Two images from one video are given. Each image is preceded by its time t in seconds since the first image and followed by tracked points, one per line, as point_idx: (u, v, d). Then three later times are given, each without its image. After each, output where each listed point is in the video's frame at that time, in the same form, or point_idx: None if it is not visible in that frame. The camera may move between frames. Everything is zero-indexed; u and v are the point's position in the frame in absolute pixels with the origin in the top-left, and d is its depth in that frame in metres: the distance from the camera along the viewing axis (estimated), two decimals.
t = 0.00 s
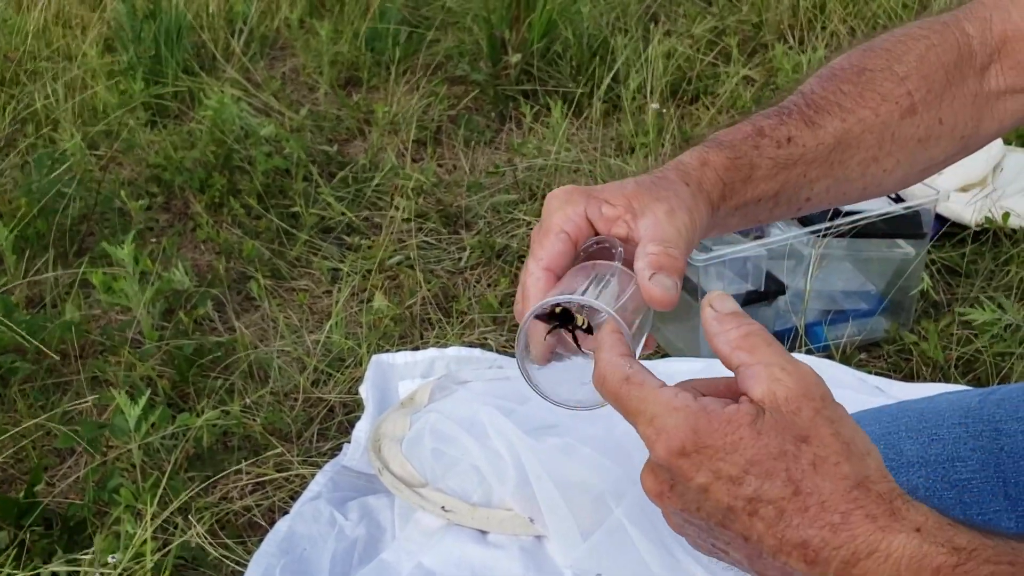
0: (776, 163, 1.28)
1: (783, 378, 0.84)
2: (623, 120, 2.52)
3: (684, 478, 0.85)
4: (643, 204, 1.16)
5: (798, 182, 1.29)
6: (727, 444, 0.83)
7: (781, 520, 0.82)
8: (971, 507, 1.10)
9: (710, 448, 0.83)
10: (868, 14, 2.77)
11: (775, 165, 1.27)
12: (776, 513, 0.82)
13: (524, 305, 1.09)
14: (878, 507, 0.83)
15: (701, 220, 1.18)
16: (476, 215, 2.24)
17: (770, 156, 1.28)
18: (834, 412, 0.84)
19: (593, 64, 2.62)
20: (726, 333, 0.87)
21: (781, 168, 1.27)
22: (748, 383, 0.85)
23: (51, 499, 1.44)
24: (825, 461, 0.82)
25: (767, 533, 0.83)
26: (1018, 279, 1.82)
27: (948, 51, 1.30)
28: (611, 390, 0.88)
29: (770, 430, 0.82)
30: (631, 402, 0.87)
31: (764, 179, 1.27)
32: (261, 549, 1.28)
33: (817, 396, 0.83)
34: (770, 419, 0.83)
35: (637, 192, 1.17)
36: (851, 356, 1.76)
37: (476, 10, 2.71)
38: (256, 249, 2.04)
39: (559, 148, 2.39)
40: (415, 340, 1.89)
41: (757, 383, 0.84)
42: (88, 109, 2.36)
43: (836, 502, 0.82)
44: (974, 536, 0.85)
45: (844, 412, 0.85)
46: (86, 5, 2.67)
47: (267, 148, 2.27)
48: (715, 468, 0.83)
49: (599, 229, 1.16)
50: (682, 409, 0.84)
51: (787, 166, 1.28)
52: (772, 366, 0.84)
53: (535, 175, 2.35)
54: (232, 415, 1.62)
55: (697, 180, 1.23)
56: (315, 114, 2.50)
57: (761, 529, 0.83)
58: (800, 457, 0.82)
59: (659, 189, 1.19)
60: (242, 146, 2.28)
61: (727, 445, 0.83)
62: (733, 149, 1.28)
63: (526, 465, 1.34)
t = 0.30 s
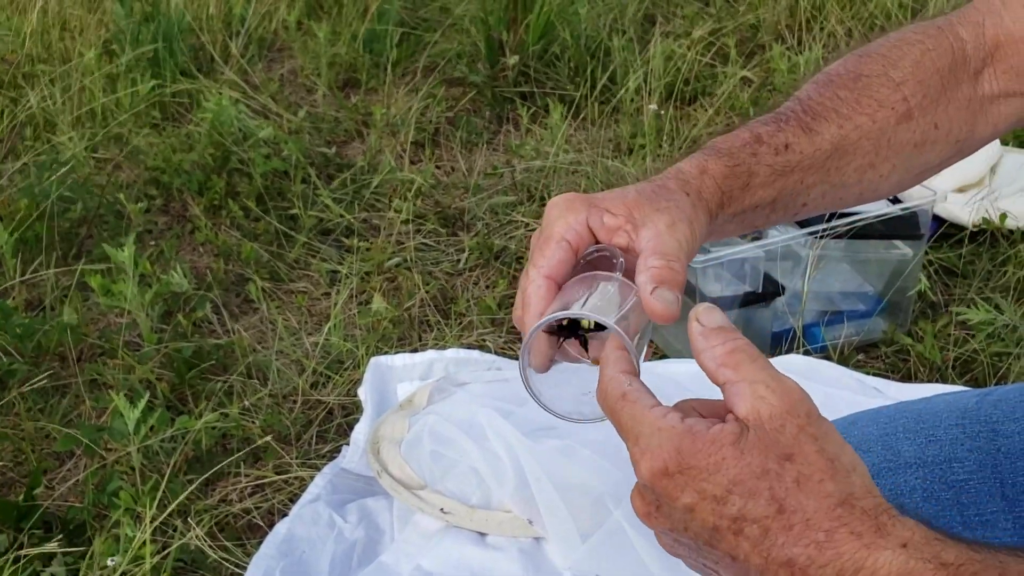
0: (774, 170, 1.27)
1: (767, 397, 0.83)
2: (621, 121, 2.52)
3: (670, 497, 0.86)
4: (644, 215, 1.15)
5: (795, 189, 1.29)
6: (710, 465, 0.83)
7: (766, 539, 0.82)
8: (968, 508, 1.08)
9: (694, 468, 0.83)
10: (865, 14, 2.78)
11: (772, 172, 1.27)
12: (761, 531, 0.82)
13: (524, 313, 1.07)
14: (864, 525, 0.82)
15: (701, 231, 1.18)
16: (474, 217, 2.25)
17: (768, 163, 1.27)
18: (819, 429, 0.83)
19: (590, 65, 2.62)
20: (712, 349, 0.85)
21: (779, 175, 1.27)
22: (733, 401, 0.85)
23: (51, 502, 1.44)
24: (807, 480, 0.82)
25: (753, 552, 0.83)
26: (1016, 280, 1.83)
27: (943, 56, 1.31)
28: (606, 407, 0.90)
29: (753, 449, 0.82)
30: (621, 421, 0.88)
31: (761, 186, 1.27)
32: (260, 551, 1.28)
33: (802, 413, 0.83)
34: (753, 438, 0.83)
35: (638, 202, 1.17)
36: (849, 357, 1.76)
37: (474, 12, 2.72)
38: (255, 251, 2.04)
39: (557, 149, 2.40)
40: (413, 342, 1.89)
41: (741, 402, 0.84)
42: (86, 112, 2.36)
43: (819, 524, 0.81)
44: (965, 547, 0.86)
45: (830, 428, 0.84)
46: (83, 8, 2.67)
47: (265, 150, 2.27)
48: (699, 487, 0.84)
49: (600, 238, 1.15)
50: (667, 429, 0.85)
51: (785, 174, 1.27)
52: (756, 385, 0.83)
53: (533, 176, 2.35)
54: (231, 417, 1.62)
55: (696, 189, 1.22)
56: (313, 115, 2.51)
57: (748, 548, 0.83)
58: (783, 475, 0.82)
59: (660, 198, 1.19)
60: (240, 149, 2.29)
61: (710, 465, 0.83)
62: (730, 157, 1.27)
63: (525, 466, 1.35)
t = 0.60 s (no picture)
0: (776, 175, 1.27)
1: (769, 406, 0.82)
2: (620, 122, 2.53)
3: (669, 506, 0.86)
4: (649, 223, 1.14)
5: (797, 193, 1.29)
6: (707, 475, 0.83)
7: (762, 549, 0.83)
8: (966, 508, 1.09)
9: (691, 477, 0.83)
10: (863, 15, 2.78)
11: (774, 177, 1.27)
12: (757, 541, 0.83)
13: (529, 317, 1.06)
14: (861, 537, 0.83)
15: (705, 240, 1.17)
16: (473, 218, 2.25)
17: (770, 168, 1.27)
18: (818, 438, 0.83)
19: (589, 66, 2.63)
20: (719, 354, 0.85)
21: (781, 179, 1.27)
22: (734, 408, 0.84)
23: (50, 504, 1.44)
24: (802, 491, 0.82)
25: (749, 560, 0.84)
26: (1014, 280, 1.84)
27: (942, 59, 1.31)
28: (607, 413, 0.90)
29: (750, 459, 0.82)
30: (622, 428, 0.88)
31: (763, 191, 1.27)
32: (261, 553, 1.28)
33: (802, 423, 0.82)
34: (750, 448, 0.83)
35: (644, 209, 1.15)
36: (847, 358, 1.77)
37: (472, 13, 2.72)
38: (255, 253, 2.04)
39: (555, 150, 2.40)
40: (413, 343, 1.90)
41: (742, 410, 0.83)
42: (85, 114, 2.36)
43: (812, 533, 0.81)
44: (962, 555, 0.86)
45: (830, 438, 0.83)
46: (82, 10, 2.67)
47: (264, 152, 2.27)
48: (696, 497, 0.84)
49: (606, 245, 1.14)
50: (665, 437, 0.85)
51: (786, 178, 1.27)
52: (757, 393, 0.82)
53: (532, 177, 2.35)
54: (230, 419, 1.62)
55: (700, 195, 1.21)
56: (312, 117, 2.51)
57: (743, 556, 0.84)
58: (779, 486, 0.82)
59: (665, 206, 1.17)
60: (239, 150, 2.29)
61: (707, 475, 0.83)
62: (733, 161, 1.27)
63: (524, 467, 1.35)
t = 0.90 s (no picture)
0: (787, 169, 1.27)
1: (776, 406, 0.82)
2: (620, 120, 2.53)
3: (677, 501, 0.87)
4: (667, 221, 1.13)
5: (806, 187, 1.29)
6: (712, 472, 0.84)
7: (765, 549, 0.81)
8: (971, 502, 1.09)
9: (696, 475, 0.84)
10: (862, 13, 2.79)
11: (786, 171, 1.27)
12: (760, 540, 0.82)
13: (545, 313, 1.05)
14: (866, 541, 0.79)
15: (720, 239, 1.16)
16: (474, 215, 2.25)
17: (781, 162, 1.27)
18: (825, 439, 0.81)
19: (589, 65, 2.63)
20: (733, 351, 0.85)
21: (791, 174, 1.27)
22: (744, 407, 0.84)
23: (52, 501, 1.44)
24: (804, 492, 0.80)
25: (753, 559, 0.83)
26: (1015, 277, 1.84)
27: (949, 52, 1.31)
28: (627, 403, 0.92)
29: (754, 458, 0.82)
30: (638, 418, 0.91)
31: (773, 185, 1.27)
32: (263, 549, 1.29)
33: (808, 423, 0.81)
34: (756, 446, 0.82)
35: (662, 207, 1.14)
36: (849, 354, 1.77)
37: (472, 12, 2.72)
38: (256, 250, 2.05)
39: (556, 148, 2.40)
40: (415, 340, 1.89)
41: (751, 407, 0.83)
42: (85, 112, 2.36)
43: (811, 535, 0.79)
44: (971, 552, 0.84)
45: (839, 438, 0.82)
46: (82, 9, 2.67)
47: (264, 150, 2.27)
48: (702, 494, 0.84)
49: (623, 242, 1.13)
50: (675, 432, 0.87)
51: (797, 172, 1.27)
52: (766, 392, 0.82)
53: (532, 175, 2.35)
54: (232, 416, 1.62)
55: (714, 191, 1.20)
56: (312, 115, 2.51)
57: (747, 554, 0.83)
58: (781, 486, 0.80)
59: (681, 203, 1.16)
60: (239, 149, 2.29)
61: (712, 472, 0.84)
62: (745, 156, 1.26)
63: (528, 463, 1.34)
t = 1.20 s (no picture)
0: (797, 163, 1.25)
1: (786, 398, 0.80)
2: (620, 116, 2.52)
3: (687, 490, 0.86)
4: (679, 217, 1.11)
5: (815, 181, 1.27)
6: (718, 460, 0.83)
7: (766, 541, 0.80)
8: (976, 494, 1.08)
9: (704, 463, 0.84)
10: (863, 10, 2.78)
11: (796, 165, 1.25)
12: (762, 532, 0.80)
13: (557, 308, 1.03)
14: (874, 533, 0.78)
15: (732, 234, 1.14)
16: (475, 211, 2.24)
17: (791, 156, 1.25)
18: (834, 431, 0.80)
19: (589, 61, 2.62)
20: (748, 345, 0.84)
21: (801, 168, 1.25)
22: (755, 398, 0.83)
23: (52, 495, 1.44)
24: (806, 484, 0.79)
25: (756, 551, 0.81)
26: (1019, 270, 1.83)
27: (956, 44, 1.31)
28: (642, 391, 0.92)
29: (758, 447, 0.81)
30: (653, 408, 0.90)
31: (783, 179, 1.25)
32: (265, 544, 1.28)
33: (814, 415, 0.80)
34: (761, 437, 0.82)
35: (674, 202, 1.12)
36: (852, 348, 1.76)
37: (472, 9, 2.72)
38: (255, 246, 2.03)
39: (557, 144, 2.39)
40: (416, 336, 1.89)
41: (760, 399, 0.82)
42: (84, 109, 2.35)
43: (812, 527, 0.78)
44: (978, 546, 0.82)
45: (849, 430, 0.80)
46: (81, 6, 2.66)
47: (264, 146, 2.26)
48: (708, 482, 0.84)
49: (634, 237, 1.11)
50: (685, 420, 0.87)
51: (807, 166, 1.25)
52: (776, 383, 0.81)
53: (533, 172, 2.34)
54: (233, 411, 1.61)
55: (725, 186, 1.18)
56: (312, 113, 2.50)
57: (751, 546, 0.82)
58: (784, 476, 0.80)
59: (693, 198, 1.14)
60: (239, 145, 2.28)
61: (718, 461, 0.83)
62: (756, 150, 1.24)
63: (531, 457, 1.33)
